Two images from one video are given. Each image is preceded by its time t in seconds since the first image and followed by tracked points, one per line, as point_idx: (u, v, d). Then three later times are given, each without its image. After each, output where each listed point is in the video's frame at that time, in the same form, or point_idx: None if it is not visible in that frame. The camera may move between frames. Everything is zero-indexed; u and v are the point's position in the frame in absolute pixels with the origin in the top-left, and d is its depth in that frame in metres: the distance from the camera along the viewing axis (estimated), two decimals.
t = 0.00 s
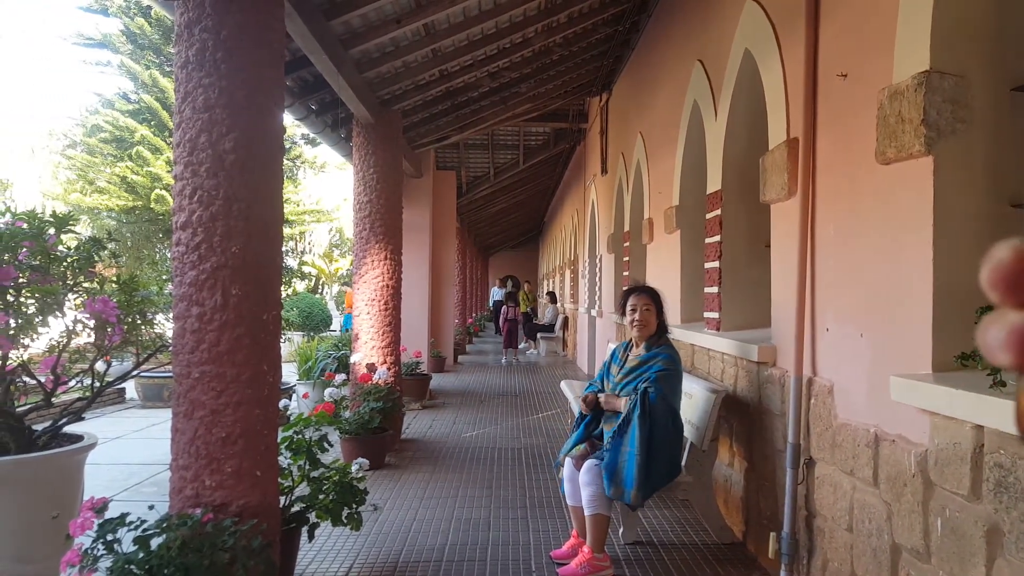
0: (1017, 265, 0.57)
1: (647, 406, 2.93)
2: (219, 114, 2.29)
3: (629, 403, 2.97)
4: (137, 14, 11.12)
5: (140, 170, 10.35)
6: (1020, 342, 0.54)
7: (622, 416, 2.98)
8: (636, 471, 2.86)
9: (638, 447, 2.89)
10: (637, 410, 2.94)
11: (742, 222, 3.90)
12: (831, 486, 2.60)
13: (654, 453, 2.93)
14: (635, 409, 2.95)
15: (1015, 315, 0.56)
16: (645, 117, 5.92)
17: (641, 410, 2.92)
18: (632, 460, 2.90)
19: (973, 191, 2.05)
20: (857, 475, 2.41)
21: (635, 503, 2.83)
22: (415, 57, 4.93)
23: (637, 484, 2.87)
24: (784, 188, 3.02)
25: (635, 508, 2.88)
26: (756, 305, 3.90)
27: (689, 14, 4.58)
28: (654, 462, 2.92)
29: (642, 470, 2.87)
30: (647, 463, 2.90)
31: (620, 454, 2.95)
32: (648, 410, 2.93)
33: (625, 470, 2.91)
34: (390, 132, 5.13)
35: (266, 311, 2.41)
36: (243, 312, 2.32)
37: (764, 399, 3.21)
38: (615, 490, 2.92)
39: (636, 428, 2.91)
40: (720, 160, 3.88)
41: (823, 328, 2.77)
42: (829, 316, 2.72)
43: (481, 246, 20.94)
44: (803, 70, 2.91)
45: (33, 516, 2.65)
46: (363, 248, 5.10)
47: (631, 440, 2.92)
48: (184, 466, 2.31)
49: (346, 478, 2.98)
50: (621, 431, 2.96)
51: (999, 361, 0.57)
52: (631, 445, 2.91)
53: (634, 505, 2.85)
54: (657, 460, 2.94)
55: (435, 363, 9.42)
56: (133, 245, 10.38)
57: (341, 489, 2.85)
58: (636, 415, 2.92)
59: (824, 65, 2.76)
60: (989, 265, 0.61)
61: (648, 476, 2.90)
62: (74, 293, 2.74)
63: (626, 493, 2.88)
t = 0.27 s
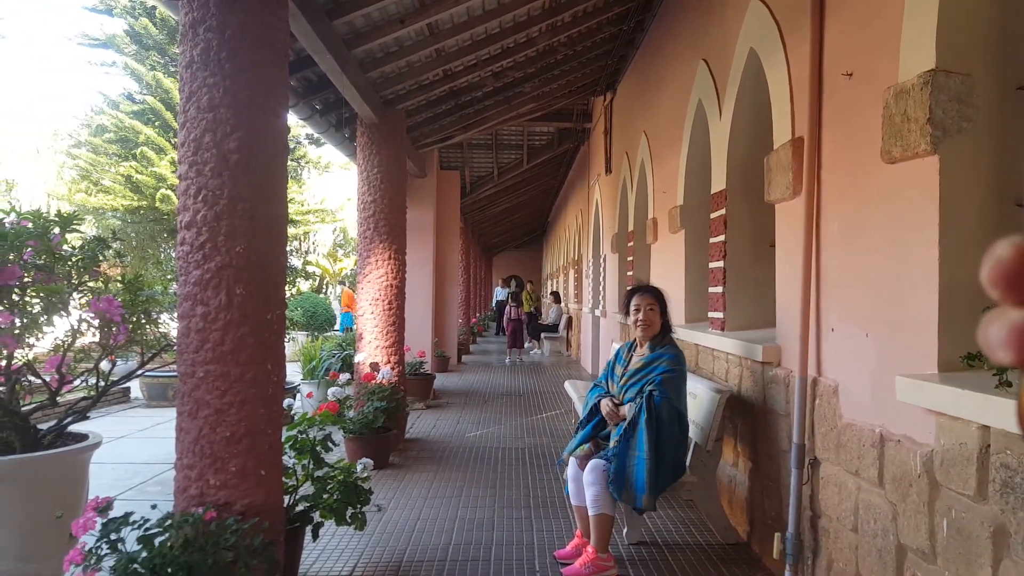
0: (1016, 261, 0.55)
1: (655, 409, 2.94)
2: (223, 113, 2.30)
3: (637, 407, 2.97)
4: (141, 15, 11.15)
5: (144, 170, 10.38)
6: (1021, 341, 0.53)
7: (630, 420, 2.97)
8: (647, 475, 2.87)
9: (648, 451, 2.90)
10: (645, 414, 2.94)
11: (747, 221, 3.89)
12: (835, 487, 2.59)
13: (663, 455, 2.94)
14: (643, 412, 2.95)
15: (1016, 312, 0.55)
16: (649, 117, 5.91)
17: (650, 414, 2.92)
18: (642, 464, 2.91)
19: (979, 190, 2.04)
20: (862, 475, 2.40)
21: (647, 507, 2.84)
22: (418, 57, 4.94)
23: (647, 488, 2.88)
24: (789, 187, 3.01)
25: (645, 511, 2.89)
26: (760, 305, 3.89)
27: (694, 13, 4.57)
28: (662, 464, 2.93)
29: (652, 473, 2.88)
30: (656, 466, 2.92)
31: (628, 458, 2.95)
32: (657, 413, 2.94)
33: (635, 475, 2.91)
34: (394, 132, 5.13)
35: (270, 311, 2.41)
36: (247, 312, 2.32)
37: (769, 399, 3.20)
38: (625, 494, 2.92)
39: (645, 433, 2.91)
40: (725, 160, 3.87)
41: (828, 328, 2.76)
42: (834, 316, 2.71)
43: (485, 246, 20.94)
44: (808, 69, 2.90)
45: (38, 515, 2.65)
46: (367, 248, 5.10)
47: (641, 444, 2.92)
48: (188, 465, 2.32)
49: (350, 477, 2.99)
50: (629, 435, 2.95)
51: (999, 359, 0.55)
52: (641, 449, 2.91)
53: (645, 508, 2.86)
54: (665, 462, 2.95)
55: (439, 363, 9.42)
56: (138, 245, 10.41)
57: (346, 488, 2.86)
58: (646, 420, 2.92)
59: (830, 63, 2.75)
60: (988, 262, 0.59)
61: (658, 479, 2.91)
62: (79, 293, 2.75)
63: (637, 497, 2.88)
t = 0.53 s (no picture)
0: None
1: (662, 410, 2.93)
2: (229, 113, 2.30)
3: (644, 408, 2.96)
4: (146, 14, 11.18)
5: (149, 169, 10.41)
6: None
7: (637, 421, 2.97)
8: (655, 475, 2.87)
9: (655, 452, 2.90)
10: (652, 415, 2.93)
11: (752, 221, 3.88)
12: (841, 487, 2.58)
13: (670, 455, 2.94)
14: (650, 413, 2.95)
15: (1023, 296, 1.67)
16: (654, 116, 5.90)
17: (658, 415, 2.91)
18: (650, 465, 2.91)
19: (986, 190, 2.02)
20: (868, 476, 2.39)
21: (655, 507, 2.84)
22: (423, 57, 4.94)
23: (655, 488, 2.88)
24: (794, 187, 3.00)
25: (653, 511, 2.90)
26: (765, 305, 3.88)
27: (699, 13, 4.56)
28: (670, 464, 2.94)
29: (660, 473, 2.88)
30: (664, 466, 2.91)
31: (636, 459, 2.95)
32: (664, 413, 2.93)
33: (642, 475, 2.91)
34: (398, 132, 5.13)
35: (275, 310, 2.41)
36: (252, 311, 2.32)
37: (774, 399, 3.19)
38: (633, 494, 2.92)
39: (653, 433, 2.91)
40: (730, 160, 3.86)
41: (834, 329, 2.75)
42: (840, 316, 2.70)
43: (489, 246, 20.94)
44: (814, 68, 2.89)
45: (43, 515, 2.66)
46: (372, 248, 5.10)
47: (648, 445, 2.92)
48: (193, 464, 2.32)
49: (354, 477, 2.99)
50: (636, 436, 2.95)
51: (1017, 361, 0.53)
52: (648, 450, 2.91)
53: (654, 508, 2.86)
54: (673, 462, 2.96)
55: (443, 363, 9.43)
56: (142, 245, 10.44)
57: (350, 488, 2.86)
58: (653, 421, 2.92)
59: (836, 62, 2.74)
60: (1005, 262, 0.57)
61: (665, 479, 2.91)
62: (85, 293, 2.76)
63: (645, 497, 2.89)
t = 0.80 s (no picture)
0: None
1: (666, 411, 2.94)
2: (233, 113, 2.30)
3: (648, 409, 2.96)
4: (151, 14, 11.22)
5: (153, 169, 10.44)
6: None
7: (641, 422, 2.97)
8: (660, 476, 2.88)
9: (660, 453, 2.90)
10: (657, 415, 2.93)
11: (756, 221, 3.88)
12: (845, 488, 2.58)
13: (674, 455, 2.95)
14: (655, 414, 2.95)
15: None
16: (658, 116, 5.89)
17: (662, 416, 2.92)
18: (655, 465, 2.91)
19: (991, 189, 2.02)
20: (872, 476, 2.38)
21: (661, 507, 2.86)
22: (426, 57, 4.94)
23: (660, 488, 2.89)
24: (798, 187, 3.00)
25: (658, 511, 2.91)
26: (769, 305, 3.87)
27: (702, 12, 4.56)
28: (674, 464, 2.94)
29: (665, 474, 2.89)
30: (668, 467, 2.92)
31: (640, 460, 2.95)
32: (668, 414, 2.94)
33: (647, 476, 2.92)
34: (402, 132, 5.14)
35: (279, 310, 2.42)
36: (256, 311, 2.33)
37: (778, 399, 3.18)
38: (638, 495, 2.93)
39: (658, 434, 2.92)
40: (733, 159, 3.85)
41: (838, 329, 2.74)
42: (844, 316, 2.69)
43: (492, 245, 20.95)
44: (818, 67, 2.88)
45: (48, 514, 2.67)
46: (375, 248, 5.11)
47: (653, 445, 2.92)
48: (197, 464, 2.33)
49: (358, 477, 2.99)
50: (641, 437, 2.95)
51: None
52: (653, 451, 2.91)
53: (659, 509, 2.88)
54: (677, 462, 2.96)
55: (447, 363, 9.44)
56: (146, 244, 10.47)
57: (354, 488, 2.86)
58: (657, 422, 2.92)
59: (840, 61, 2.73)
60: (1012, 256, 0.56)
61: (670, 480, 2.92)
62: (89, 292, 2.77)
63: (650, 498, 2.90)
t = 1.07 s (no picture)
0: None
1: (670, 411, 2.94)
2: (237, 113, 2.31)
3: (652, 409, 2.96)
4: (155, 14, 11.24)
5: (157, 169, 10.46)
6: None
7: (644, 422, 2.97)
8: (663, 476, 2.87)
9: (663, 453, 2.90)
10: (660, 416, 2.93)
11: (759, 221, 3.87)
12: (848, 488, 2.57)
13: (677, 456, 2.94)
14: (658, 414, 2.95)
15: None
16: (661, 116, 5.89)
17: (665, 416, 2.92)
18: (658, 465, 2.91)
19: (995, 189, 2.01)
20: (875, 476, 2.38)
21: (663, 507, 2.85)
22: (430, 57, 4.95)
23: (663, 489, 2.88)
24: (802, 187, 2.99)
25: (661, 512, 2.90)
26: (772, 305, 3.87)
27: (706, 12, 4.55)
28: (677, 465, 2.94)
29: (669, 474, 2.88)
30: (672, 467, 2.92)
31: (643, 460, 2.95)
32: (671, 414, 2.93)
33: (650, 477, 2.91)
34: (405, 132, 5.15)
35: (282, 310, 2.42)
36: (260, 311, 2.34)
37: (781, 400, 3.18)
38: (641, 495, 2.92)
39: (661, 434, 2.91)
40: (736, 160, 3.85)
41: (841, 329, 2.74)
42: (847, 316, 2.69)
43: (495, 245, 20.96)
44: (821, 67, 2.88)
45: (53, 513, 2.69)
46: (378, 248, 5.11)
47: (656, 446, 2.92)
48: (201, 463, 2.33)
49: (361, 476, 3.00)
50: (644, 437, 2.95)
51: None
52: (656, 451, 2.91)
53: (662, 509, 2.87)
54: (680, 463, 2.96)
55: (450, 363, 9.44)
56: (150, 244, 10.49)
57: (357, 487, 2.87)
58: (661, 422, 2.92)
59: (843, 61, 2.73)
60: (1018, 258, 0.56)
61: (673, 480, 2.92)
62: (93, 292, 2.77)
63: (653, 498, 2.89)
